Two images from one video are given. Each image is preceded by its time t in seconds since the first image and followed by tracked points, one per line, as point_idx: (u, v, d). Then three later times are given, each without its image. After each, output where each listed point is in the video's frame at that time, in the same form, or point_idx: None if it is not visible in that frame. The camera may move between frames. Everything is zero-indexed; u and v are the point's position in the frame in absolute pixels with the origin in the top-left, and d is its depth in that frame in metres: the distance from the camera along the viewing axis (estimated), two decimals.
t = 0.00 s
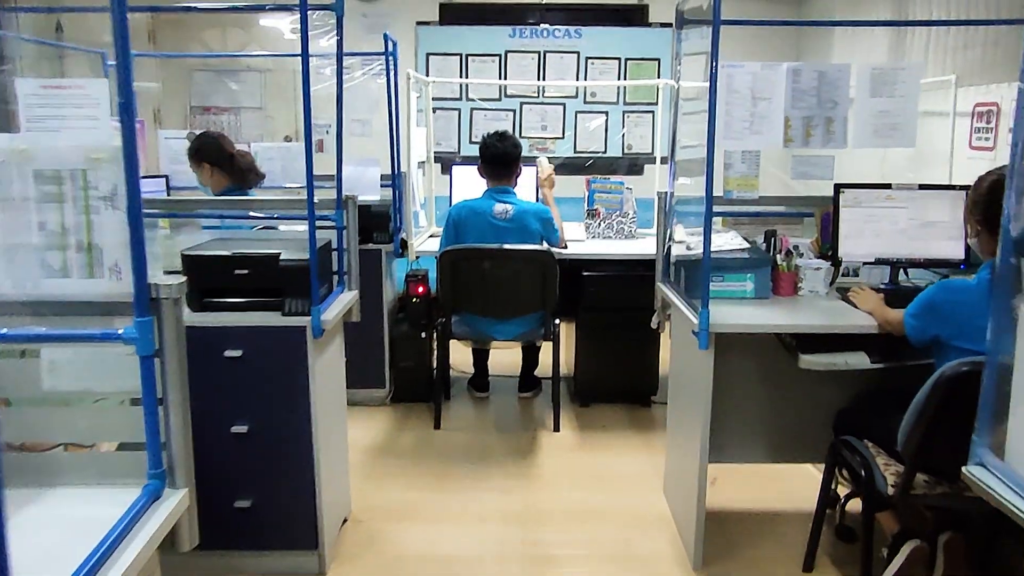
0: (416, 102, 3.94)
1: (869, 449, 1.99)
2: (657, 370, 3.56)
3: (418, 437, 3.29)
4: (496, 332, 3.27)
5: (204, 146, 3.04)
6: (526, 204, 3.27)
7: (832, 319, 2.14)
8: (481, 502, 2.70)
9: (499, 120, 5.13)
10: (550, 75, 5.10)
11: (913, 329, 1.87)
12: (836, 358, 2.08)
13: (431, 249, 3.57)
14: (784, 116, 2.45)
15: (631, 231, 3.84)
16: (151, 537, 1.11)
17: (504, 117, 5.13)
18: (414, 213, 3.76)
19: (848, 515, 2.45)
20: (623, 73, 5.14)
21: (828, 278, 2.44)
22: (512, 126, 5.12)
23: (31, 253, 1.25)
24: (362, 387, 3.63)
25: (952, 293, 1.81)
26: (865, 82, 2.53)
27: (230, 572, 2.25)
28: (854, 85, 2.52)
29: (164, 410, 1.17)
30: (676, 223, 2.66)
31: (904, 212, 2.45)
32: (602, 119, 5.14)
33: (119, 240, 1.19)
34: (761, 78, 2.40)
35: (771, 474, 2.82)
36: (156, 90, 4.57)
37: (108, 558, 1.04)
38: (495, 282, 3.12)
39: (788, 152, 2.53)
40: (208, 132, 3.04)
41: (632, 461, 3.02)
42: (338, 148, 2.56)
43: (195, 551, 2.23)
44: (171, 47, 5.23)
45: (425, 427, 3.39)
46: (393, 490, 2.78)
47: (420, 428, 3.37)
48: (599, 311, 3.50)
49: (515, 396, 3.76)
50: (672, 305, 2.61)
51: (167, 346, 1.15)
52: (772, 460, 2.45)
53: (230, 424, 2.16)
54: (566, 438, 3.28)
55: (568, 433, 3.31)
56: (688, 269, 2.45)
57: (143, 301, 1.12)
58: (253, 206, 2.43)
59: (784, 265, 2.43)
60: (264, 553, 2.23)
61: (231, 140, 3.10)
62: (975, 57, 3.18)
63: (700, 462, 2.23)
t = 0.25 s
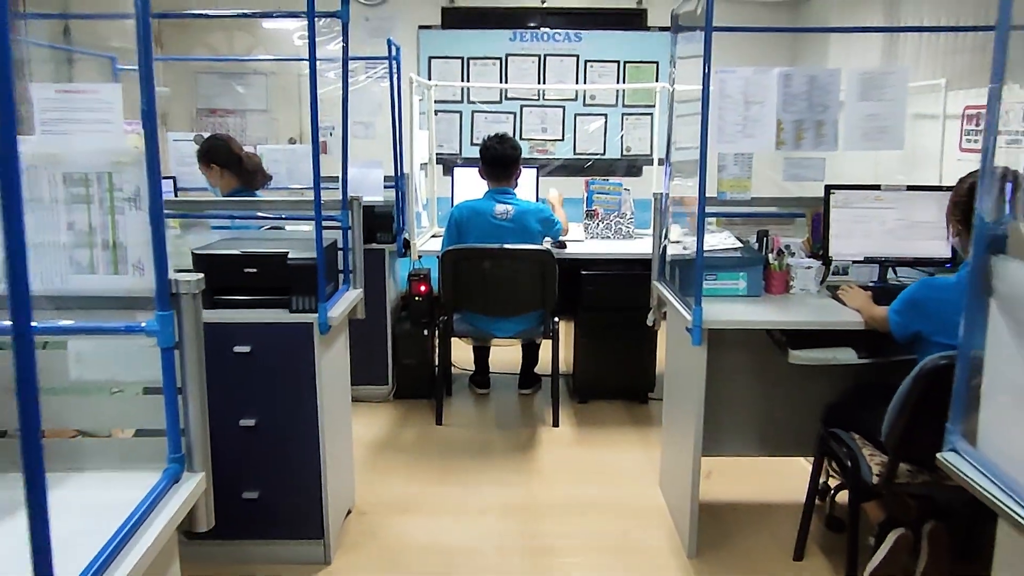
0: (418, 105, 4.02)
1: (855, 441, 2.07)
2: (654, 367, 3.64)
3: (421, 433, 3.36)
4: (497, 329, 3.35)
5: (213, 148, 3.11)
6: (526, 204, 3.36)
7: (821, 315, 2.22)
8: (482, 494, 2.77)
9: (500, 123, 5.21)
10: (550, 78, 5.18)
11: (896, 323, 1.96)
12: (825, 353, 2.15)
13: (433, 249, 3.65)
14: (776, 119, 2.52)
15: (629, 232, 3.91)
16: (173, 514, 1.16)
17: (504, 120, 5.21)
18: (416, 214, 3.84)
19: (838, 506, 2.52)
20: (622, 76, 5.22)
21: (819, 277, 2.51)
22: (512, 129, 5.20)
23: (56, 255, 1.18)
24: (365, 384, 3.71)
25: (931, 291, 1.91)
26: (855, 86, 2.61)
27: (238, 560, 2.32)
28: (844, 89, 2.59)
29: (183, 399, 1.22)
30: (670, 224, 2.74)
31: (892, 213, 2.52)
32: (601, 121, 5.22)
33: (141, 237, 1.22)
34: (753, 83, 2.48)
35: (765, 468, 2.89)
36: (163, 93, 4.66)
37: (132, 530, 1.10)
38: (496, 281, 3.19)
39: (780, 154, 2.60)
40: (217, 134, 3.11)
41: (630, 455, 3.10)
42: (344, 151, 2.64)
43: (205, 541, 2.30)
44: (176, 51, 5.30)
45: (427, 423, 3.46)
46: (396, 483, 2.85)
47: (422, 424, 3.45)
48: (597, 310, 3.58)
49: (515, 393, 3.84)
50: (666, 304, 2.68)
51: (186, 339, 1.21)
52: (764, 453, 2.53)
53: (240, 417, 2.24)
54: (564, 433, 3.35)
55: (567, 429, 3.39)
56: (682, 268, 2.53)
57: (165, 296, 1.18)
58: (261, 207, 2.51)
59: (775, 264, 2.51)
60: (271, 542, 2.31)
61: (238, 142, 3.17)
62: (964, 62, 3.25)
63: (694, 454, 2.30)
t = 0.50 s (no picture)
0: (422, 108, 4.10)
1: (843, 432, 2.14)
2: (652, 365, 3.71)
3: (423, 429, 3.43)
4: (498, 327, 3.41)
5: (220, 150, 3.19)
6: (527, 205, 3.43)
7: (811, 312, 2.29)
8: (483, 487, 2.84)
9: (501, 124, 5.29)
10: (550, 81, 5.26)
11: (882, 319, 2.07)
12: (816, 350, 2.20)
13: (436, 249, 3.73)
14: (769, 121, 2.59)
15: (627, 232, 3.99)
16: (191, 494, 1.20)
17: (505, 122, 5.29)
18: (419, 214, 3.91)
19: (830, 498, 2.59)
20: (622, 79, 5.30)
21: (809, 276, 2.56)
22: (513, 131, 5.28)
23: (81, 249, 1.22)
24: (368, 381, 3.78)
25: (917, 289, 2.06)
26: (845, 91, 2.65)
27: (247, 549, 2.39)
28: (835, 91, 2.65)
29: (200, 386, 1.28)
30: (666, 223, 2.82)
31: (881, 213, 2.60)
32: (601, 123, 5.29)
33: (162, 234, 1.26)
34: (747, 86, 2.56)
35: (758, 462, 2.96)
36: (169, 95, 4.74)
37: (156, 506, 1.14)
38: (496, 279, 3.27)
39: (774, 156, 2.67)
40: (224, 136, 3.19)
41: (628, 450, 3.17)
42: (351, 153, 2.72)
43: (214, 531, 2.37)
44: (182, 54, 5.38)
45: (429, 419, 3.53)
46: (399, 476, 2.92)
47: (424, 420, 3.52)
48: (596, 308, 3.65)
49: (516, 390, 3.91)
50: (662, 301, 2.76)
51: (203, 328, 1.26)
52: (757, 446, 2.60)
53: (248, 410, 2.31)
54: (564, 429, 3.42)
55: (567, 425, 3.46)
56: (676, 266, 2.60)
57: (184, 288, 1.24)
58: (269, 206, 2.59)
59: (767, 263, 2.59)
60: (278, 531, 2.39)
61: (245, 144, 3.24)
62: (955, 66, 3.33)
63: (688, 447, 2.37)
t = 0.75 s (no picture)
0: (425, 110, 4.19)
1: (831, 423, 2.22)
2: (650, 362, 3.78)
3: (425, 424, 3.51)
4: (499, 325, 3.49)
5: (226, 152, 3.27)
6: (527, 205, 3.51)
7: (802, 308, 2.36)
8: (484, 479, 2.92)
9: (503, 126, 5.37)
10: (551, 84, 5.34)
11: (867, 314, 2.20)
12: (804, 344, 2.28)
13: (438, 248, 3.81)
14: (761, 124, 2.67)
15: (626, 232, 4.06)
16: (209, 472, 1.29)
17: (507, 124, 5.37)
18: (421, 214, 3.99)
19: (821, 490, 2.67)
20: (622, 82, 5.38)
21: (801, 274, 2.65)
22: (514, 133, 5.36)
23: (105, 244, 1.28)
24: (372, 378, 3.86)
25: (897, 282, 2.16)
26: (835, 94, 2.70)
27: (256, 537, 2.47)
28: (826, 94, 2.71)
29: (216, 373, 1.37)
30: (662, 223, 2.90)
31: (871, 213, 2.67)
32: (601, 125, 5.37)
33: (182, 230, 1.32)
34: (741, 89, 2.64)
35: (753, 456, 3.04)
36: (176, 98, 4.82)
37: (180, 480, 1.22)
38: (497, 277, 3.34)
39: (767, 157, 2.75)
40: (230, 139, 3.28)
41: (625, 444, 3.24)
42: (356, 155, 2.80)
43: (224, 520, 2.46)
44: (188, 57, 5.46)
45: (431, 415, 3.61)
46: (402, 470, 3.00)
47: (427, 416, 3.60)
48: (595, 307, 3.73)
49: (517, 387, 3.99)
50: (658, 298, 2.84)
51: (220, 318, 1.35)
52: (750, 439, 2.68)
53: (257, 402, 2.40)
54: (563, 424, 3.50)
55: (566, 420, 3.54)
56: (671, 264, 2.68)
57: (201, 280, 1.32)
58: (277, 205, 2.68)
59: (760, 261, 2.66)
60: (285, 520, 2.47)
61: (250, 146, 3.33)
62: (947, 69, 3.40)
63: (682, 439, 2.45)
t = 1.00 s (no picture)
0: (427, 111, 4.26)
1: (821, 416, 2.30)
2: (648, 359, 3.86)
3: (427, 419, 3.58)
4: (499, 322, 3.56)
5: (232, 152, 3.34)
6: (527, 205, 3.60)
7: (794, 304, 2.44)
8: (485, 472, 3.00)
9: (503, 127, 5.45)
10: (551, 86, 5.42)
11: (855, 310, 2.29)
12: (797, 340, 2.36)
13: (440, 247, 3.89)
14: (755, 126, 2.74)
15: (624, 231, 4.14)
16: (226, 454, 1.36)
17: (507, 125, 5.44)
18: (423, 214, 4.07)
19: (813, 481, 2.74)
20: (621, 84, 5.46)
21: (793, 272, 2.73)
22: (515, 134, 5.44)
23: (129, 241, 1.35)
24: (375, 374, 3.93)
25: (885, 279, 2.25)
26: (827, 96, 2.78)
27: (263, 526, 2.55)
28: (818, 97, 2.78)
29: (233, 362, 1.46)
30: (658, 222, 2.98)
31: (862, 213, 2.75)
32: (600, 127, 5.45)
33: (201, 227, 1.39)
34: (735, 92, 2.70)
35: (747, 449, 3.12)
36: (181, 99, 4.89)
37: (200, 461, 1.29)
38: (497, 276, 3.42)
39: (760, 158, 2.82)
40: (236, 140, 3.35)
41: (623, 438, 3.32)
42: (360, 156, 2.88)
43: (232, 509, 2.53)
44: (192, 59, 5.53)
45: (433, 410, 3.68)
46: (405, 462, 3.08)
47: (428, 411, 3.67)
48: (594, 304, 3.81)
49: (517, 383, 4.06)
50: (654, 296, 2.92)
51: (236, 310, 1.46)
52: (744, 431, 2.75)
53: (265, 396, 2.47)
54: (562, 419, 3.57)
55: (565, 415, 3.61)
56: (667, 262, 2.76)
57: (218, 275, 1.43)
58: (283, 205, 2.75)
59: (753, 258, 2.73)
60: (292, 510, 2.54)
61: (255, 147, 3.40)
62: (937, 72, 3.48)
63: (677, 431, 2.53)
